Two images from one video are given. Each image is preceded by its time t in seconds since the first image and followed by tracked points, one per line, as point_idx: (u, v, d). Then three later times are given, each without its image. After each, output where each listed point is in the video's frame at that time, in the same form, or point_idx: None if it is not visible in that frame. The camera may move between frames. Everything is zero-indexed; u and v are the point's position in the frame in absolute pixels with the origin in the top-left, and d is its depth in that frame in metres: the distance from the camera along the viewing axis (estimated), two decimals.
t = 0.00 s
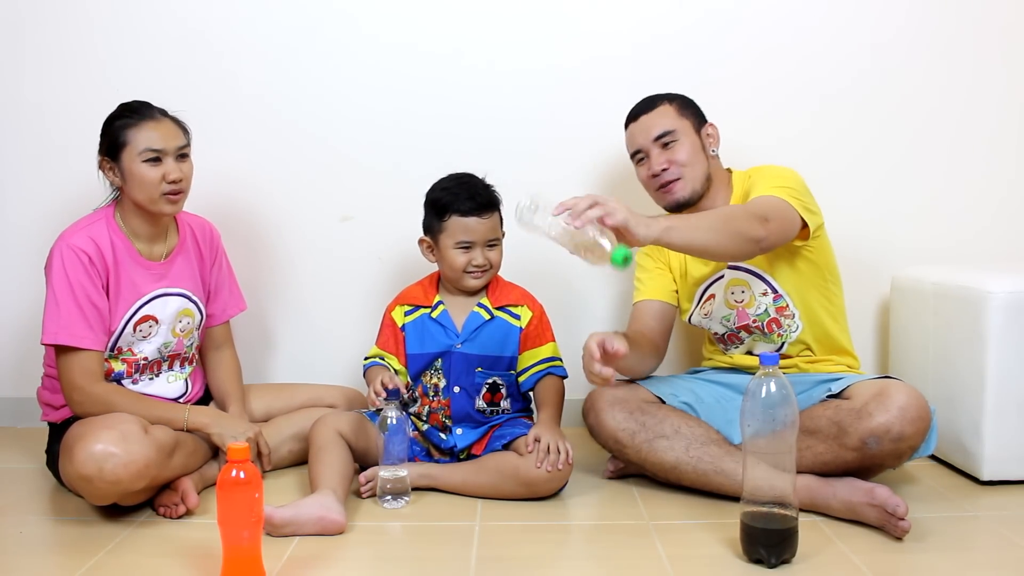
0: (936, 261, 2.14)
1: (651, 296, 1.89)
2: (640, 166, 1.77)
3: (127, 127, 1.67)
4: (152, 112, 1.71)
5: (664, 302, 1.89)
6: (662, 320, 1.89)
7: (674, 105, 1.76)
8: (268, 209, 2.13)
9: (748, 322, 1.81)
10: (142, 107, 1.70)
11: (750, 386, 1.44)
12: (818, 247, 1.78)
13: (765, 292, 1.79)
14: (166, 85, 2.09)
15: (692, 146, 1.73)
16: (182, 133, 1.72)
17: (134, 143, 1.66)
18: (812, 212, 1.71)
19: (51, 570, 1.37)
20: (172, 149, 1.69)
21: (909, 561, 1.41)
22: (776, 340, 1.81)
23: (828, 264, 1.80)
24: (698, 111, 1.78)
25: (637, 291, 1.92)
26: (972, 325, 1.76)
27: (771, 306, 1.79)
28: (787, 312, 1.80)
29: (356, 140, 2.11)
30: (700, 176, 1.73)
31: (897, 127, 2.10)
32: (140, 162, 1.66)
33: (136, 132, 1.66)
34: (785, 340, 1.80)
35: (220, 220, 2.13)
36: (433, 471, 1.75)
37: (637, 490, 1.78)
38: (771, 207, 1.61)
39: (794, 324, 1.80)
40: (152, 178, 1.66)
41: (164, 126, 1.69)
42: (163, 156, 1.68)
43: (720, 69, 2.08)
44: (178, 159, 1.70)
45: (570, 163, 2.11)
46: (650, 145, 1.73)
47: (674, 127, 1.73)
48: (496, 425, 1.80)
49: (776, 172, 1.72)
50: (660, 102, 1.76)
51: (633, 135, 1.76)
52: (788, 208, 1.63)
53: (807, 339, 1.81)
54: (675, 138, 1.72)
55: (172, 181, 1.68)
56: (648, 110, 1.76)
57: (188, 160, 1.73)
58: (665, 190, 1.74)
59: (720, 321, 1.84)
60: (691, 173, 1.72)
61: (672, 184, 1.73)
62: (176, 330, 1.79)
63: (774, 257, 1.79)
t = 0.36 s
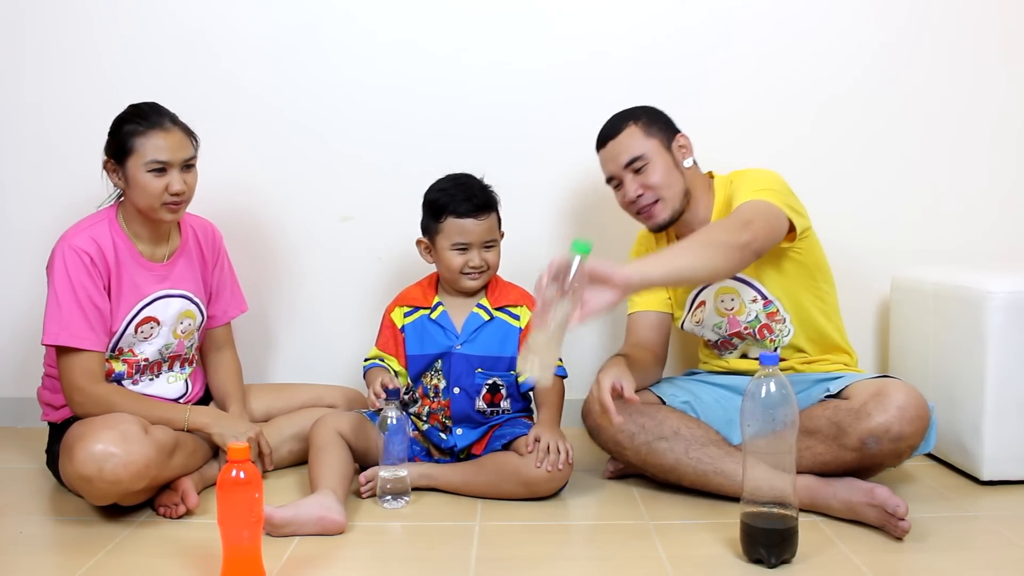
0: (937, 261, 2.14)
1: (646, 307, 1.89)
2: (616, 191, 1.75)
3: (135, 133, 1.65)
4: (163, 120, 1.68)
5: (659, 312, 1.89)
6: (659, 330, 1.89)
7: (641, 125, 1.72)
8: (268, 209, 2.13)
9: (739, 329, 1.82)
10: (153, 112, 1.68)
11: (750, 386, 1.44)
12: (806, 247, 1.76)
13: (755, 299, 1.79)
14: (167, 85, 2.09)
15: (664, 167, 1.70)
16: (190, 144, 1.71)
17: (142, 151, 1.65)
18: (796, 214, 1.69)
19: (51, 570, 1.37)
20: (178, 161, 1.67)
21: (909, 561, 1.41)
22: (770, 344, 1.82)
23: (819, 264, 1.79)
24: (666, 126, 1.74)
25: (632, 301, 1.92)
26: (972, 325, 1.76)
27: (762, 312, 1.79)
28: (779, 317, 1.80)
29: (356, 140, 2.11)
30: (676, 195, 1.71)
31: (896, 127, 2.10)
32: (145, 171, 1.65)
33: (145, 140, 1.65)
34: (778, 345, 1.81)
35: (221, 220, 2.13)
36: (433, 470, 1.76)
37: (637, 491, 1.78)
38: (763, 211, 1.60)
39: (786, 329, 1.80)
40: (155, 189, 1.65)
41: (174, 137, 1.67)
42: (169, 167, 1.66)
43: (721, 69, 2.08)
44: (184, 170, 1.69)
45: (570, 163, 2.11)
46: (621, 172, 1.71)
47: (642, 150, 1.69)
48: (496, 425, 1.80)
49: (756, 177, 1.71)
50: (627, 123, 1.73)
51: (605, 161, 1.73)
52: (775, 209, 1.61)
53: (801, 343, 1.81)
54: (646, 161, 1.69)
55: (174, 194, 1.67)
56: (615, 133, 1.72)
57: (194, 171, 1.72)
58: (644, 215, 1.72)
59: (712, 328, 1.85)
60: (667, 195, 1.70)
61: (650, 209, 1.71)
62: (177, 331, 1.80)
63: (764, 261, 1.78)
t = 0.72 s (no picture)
0: (938, 261, 2.14)
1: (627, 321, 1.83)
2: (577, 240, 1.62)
3: (150, 167, 1.58)
4: (184, 156, 1.60)
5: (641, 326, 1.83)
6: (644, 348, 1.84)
7: (589, 172, 1.57)
8: (268, 209, 2.13)
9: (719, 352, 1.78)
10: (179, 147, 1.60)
11: (751, 387, 1.44)
12: (778, 267, 1.68)
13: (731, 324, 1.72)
14: (167, 85, 2.09)
15: (623, 214, 1.56)
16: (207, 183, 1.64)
17: (154, 186, 1.59)
18: (760, 249, 1.57)
19: (51, 570, 1.37)
20: (188, 203, 1.61)
21: (909, 561, 1.41)
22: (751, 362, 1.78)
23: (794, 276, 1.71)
24: (615, 169, 1.59)
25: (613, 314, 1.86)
26: (972, 325, 1.76)
27: (740, 336, 1.73)
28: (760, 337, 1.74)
29: (356, 140, 2.11)
30: (642, 240, 1.59)
31: (897, 127, 2.10)
32: (152, 204, 1.60)
33: (160, 178, 1.58)
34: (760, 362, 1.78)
35: (221, 220, 2.13)
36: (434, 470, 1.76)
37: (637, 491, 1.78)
38: (721, 275, 1.48)
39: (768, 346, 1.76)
40: (157, 221, 1.61)
41: (191, 178, 1.60)
42: (178, 207, 1.61)
43: (721, 69, 2.08)
44: (193, 208, 1.64)
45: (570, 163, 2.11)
46: (580, 228, 1.58)
47: (597, 203, 1.55)
48: (496, 425, 1.79)
49: (714, 213, 1.58)
50: (574, 171, 1.58)
51: (560, 216, 1.60)
52: (735, 265, 1.50)
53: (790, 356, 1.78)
54: (602, 213, 1.56)
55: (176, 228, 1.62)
56: (564, 185, 1.57)
57: (203, 207, 1.66)
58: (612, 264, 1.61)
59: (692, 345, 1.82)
60: (632, 242, 1.58)
61: (618, 258, 1.59)
62: (178, 333, 1.80)
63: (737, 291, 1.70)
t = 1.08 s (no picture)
0: (938, 261, 2.14)
1: (626, 317, 1.84)
2: (599, 180, 1.66)
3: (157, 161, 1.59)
4: (190, 150, 1.62)
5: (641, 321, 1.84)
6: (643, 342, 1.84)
7: (640, 120, 1.65)
8: (268, 209, 2.13)
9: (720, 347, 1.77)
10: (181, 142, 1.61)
11: (752, 385, 1.44)
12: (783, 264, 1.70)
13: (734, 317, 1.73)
14: (167, 86, 2.09)
15: (657, 164, 1.63)
16: (211, 177, 1.65)
17: (160, 182, 1.59)
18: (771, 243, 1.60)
19: (52, 570, 1.38)
20: (195, 198, 1.62)
21: (909, 561, 1.41)
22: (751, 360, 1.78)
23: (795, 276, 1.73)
24: (656, 129, 1.68)
25: (612, 310, 1.87)
26: (972, 326, 1.76)
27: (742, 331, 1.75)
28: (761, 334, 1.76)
29: (356, 140, 2.11)
30: (662, 196, 1.64)
31: (896, 126, 2.10)
32: (158, 200, 1.60)
33: (165, 173, 1.59)
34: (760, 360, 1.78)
35: (222, 220, 2.13)
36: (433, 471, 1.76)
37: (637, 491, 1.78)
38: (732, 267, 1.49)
39: (766, 344, 1.76)
40: (164, 218, 1.61)
41: (196, 173, 1.61)
42: (184, 203, 1.61)
43: (720, 68, 2.08)
44: (199, 204, 1.64)
45: (571, 162, 2.11)
46: (611, 161, 1.62)
47: (637, 141, 1.62)
48: (496, 425, 1.79)
49: (724, 204, 1.61)
50: (624, 116, 1.66)
51: (595, 148, 1.64)
52: (750, 258, 1.51)
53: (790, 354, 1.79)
54: (639, 153, 1.62)
55: (182, 226, 1.62)
56: (612, 122, 1.65)
57: (207, 205, 1.67)
58: (626, 209, 1.64)
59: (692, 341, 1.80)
60: (654, 192, 1.63)
61: (635, 203, 1.62)
62: (181, 333, 1.80)
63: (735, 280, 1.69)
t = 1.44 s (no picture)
0: (938, 261, 2.14)
1: (659, 300, 1.84)
2: (665, 141, 1.74)
3: (144, 131, 1.66)
4: (171, 118, 1.69)
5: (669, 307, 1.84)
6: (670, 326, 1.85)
7: (714, 91, 1.73)
8: (268, 209, 2.13)
9: (761, 335, 1.79)
10: (160, 111, 1.69)
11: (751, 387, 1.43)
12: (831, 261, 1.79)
13: (783, 306, 1.76)
14: (167, 85, 2.09)
15: (722, 132, 1.70)
16: (197, 141, 1.72)
17: (150, 149, 1.65)
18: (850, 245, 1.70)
19: (51, 570, 1.37)
20: (187, 158, 1.68)
21: (910, 561, 1.41)
22: (785, 355, 1.78)
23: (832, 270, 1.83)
24: (735, 105, 1.75)
25: (641, 292, 1.87)
26: (972, 326, 1.76)
27: (787, 320, 1.77)
28: (800, 326, 1.77)
29: (356, 140, 2.11)
30: (725, 163, 1.70)
31: (895, 126, 2.10)
32: (153, 168, 1.65)
33: (153, 138, 1.65)
34: (793, 357, 1.78)
35: (221, 220, 2.13)
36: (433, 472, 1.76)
37: (637, 490, 1.78)
38: (853, 284, 1.57)
39: (804, 342, 1.77)
40: (164, 184, 1.65)
41: (181, 134, 1.68)
42: (178, 165, 1.67)
43: (719, 68, 2.08)
44: (192, 167, 1.70)
45: (570, 162, 2.11)
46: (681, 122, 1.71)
47: (711, 108, 1.70)
48: (496, 425, 1.80)
49: (819, 207, 1.66)
50: (701, 86, 1.73)
51: (667, 110, 1.73)
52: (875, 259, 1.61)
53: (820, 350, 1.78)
54: (706, 119, 1.69)
55: (182, 190, 1.67)
56: (688, 90, 1.73)
57: (201, 169, 1.73)
58: (683, 170, 1.71)
59: (731, 329, 1.81)
60: (716, 157, 1.69)
61: (693, 165, 1.70)
62: (178, 330, 1.79)
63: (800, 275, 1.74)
